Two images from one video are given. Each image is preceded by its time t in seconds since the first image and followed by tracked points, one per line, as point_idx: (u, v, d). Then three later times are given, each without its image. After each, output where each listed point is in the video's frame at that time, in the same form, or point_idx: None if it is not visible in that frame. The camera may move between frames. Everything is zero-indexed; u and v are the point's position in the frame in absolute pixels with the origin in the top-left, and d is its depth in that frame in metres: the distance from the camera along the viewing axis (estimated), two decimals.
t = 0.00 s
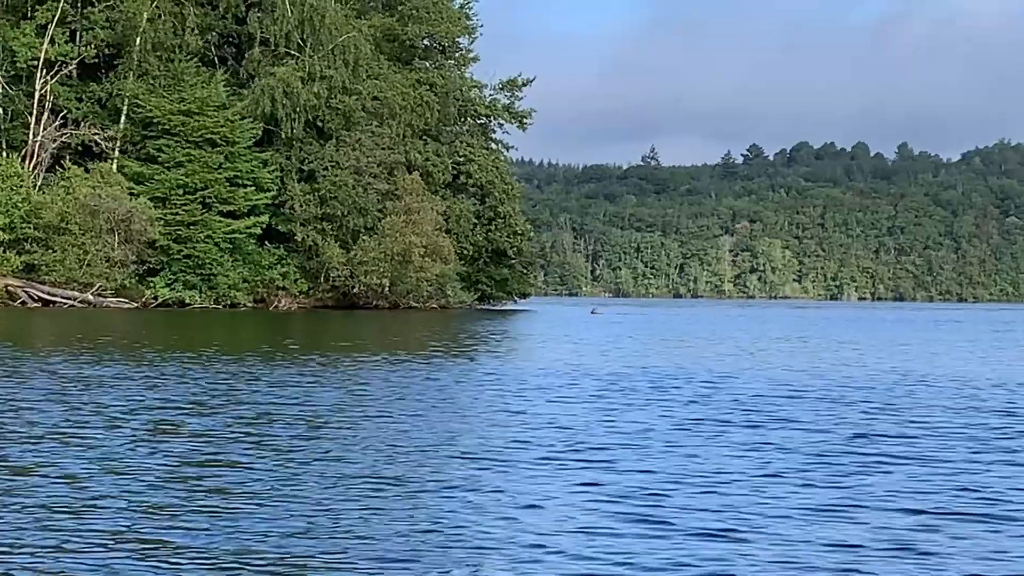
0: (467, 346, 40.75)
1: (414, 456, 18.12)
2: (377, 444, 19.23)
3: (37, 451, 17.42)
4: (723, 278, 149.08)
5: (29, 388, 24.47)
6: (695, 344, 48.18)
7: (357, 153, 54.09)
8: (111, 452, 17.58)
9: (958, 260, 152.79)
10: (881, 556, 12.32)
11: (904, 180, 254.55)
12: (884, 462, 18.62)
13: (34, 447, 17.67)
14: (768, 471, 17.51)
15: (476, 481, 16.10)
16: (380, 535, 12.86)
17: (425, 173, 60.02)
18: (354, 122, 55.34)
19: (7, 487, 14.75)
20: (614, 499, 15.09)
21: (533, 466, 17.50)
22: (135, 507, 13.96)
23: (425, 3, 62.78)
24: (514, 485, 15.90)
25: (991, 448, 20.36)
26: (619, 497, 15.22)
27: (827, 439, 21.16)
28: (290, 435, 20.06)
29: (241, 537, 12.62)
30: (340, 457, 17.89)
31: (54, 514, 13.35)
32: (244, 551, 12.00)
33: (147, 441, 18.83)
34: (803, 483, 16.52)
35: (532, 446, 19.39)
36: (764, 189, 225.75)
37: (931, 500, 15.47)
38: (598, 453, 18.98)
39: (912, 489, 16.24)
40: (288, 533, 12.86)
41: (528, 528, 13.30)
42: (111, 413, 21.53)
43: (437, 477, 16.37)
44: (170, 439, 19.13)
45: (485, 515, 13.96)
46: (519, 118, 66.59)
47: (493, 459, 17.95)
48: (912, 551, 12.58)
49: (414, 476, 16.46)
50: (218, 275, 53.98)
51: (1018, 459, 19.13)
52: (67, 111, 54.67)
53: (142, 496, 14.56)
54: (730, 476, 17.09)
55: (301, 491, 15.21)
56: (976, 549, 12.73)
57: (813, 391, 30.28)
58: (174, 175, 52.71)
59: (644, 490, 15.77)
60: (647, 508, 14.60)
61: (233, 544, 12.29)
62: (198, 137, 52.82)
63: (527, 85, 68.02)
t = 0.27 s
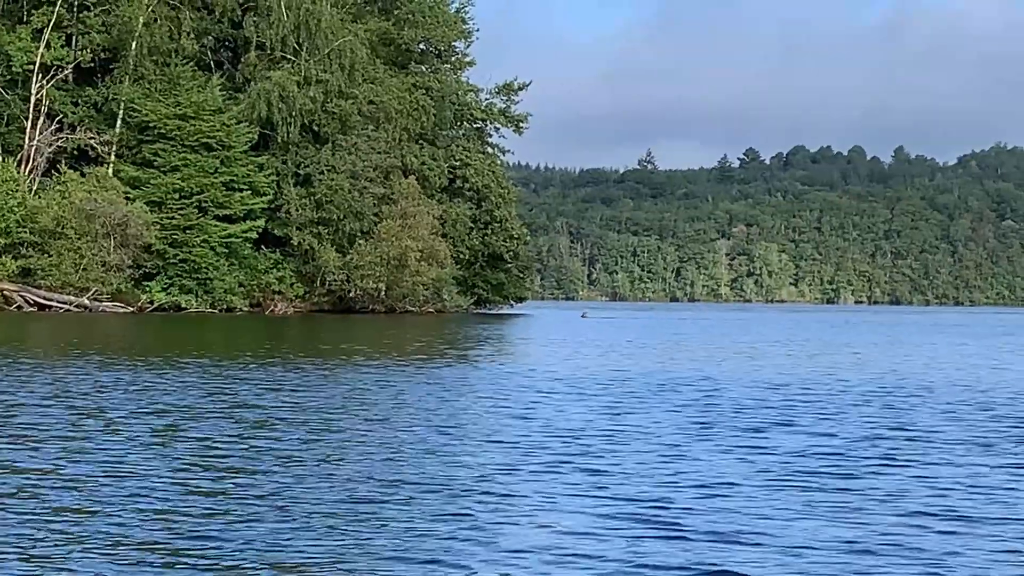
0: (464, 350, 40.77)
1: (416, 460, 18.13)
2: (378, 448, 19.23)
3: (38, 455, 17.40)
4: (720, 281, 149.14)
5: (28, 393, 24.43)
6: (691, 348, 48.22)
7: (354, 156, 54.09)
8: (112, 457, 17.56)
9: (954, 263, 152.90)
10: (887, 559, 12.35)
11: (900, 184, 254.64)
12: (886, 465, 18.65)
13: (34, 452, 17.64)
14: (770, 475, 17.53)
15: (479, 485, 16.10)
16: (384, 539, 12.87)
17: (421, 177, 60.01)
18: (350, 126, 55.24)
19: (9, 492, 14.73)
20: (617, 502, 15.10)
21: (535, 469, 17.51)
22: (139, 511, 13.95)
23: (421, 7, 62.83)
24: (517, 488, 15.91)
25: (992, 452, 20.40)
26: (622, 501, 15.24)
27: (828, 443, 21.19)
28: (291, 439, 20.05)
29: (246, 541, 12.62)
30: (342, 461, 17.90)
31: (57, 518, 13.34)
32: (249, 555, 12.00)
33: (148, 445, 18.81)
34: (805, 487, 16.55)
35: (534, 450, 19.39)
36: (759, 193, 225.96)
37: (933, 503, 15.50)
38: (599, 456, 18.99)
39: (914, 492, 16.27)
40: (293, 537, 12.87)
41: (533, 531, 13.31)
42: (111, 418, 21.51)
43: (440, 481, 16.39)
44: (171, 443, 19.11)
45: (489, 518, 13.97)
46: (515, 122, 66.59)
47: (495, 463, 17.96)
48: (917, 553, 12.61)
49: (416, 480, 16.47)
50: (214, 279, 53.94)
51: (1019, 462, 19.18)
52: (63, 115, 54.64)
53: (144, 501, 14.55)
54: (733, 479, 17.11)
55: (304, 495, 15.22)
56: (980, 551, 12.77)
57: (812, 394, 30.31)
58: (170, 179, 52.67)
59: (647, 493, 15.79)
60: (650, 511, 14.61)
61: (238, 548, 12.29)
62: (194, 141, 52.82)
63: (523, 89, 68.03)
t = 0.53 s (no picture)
0: (459, 353, 40.80)
1: (412, 462, 18.17)
2: (374, 450, 19.26)
3: (35, 459, 17.41)
4: (715, 284, 149.19)
5: (24, 397, 24.42)
6: (686, 350, 48.25)
7: (349, 160, 54.11)
8: (109, 460, 17.57)
9: (950, 265, 153.03)
10: (882, 560, 12.41)
11: (895, 187, 254.57)
12: (881, 467, 18.72)
13: (31, 456, 17.65)
14: (767, 477, 17.59)
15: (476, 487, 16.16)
16: (383, 541, 12.91)
17: (417, 179, 59.89)
18: (345, 129, 55.30)
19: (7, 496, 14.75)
20: (613, 504, 15.17)
21: (532, 471, 17.56)
22: (137, 514, 13.98)
23: (415, 10, 62.90)
24: (514, 491, 15.96)
25: (987, 453, 20.48)
26: (618, 503, 15.29)
27: (824, 444, 21.25)
28: (288, 442, 20.08)
29: (244, 544, 12.66)
30: (339, 464, 17.93)
31: (55, 522, 13.37)
32: (247, 558, 12.04)
33: (145, 448, 18.82)
34: (801, 488, 16.62)
35: (530, 452, 19.44)
36: (755, 196, 226.02)
37: (928, 504, 15.58)
38: (596, 458, 19.04)
39: (910, 493, 16.34)
40: (291, 539, 12.90)
41: (530, 533, 13.36)
42: (107, 421, 21.52)
43: (437, 483, 16.43)
44: (168, 447, 19.12)
45: (487, 520, 14.02)
46: (510, 125, 66.61)
47: (492, 466, 18.01)
48: (913, 555, 12.67)
49: (413, 482, 16.51)
50: (209, 282, 54.04)
51: (1014, 464, 19.26)
52: (58, 118, 54.49)
53: (142, 504, 14.58)
54: (729, 481, 17.17)
55: (302, 498, 15.25)
56: (974, 552, 12.84)
57: (807, 397, 30.37)
58: (166, 182, 52.68)
59: (643, 495, 15.84)
60: (646, 513, 14.68)
61: (236, 550, 12.33)
62: (190, 144, 52.87)
63: (518, 92, 68.04)
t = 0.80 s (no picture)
0: (453, 353, 40.90)
1: (409, 463, 18.22)
2: (371, 451, 19.31)
3: (32, 460, 17.44)
4: (711, 285, 149.48)
5: (21, 399, 24.43)
6: (682, 350, 48.28)
7: (344, 161, 54.18)
8: (106, 462, 17.61)
9: (945, 265, 153.21)
10: (877, 560, 12.49)
11: (890, 187, 254.81)
12: (876, 467, 18.80)
13: (28, 457, 17.68)
14: (763, 477, 17.66)
15: (473, 488, 16.21)
16: (380, 542, 12.97)
17: (412, 181, 60.15)
18: (340, 130, 55.30)
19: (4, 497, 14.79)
20: (610, 505, 15.23)
21: (529, 472, 17.62)
22: (134, 515, 14.02)
23: (411, 11, 62.96)
24: (511, 491, 16.03)
25: (982, 453, 20.56)
26: (615, 503, 15.36)
27: (819, 445, 21.32)
28: (285, 443, 20.12)
29: (242, 545, 12.71)
30: (336, 465, 17.98)
31: (52, 524, 13.41)
32: (245, 559, 12.09)
33: (142, 450, 18.86)
34: (796, 488, 16.69)
35: (527, 453, 19.50)
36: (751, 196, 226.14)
37: (923, 504, 15.66)
38: (592, 459, 19.10)
39: (905, 494, 16.42)
40: (289, 541, 12.96)
41: (527, 533, 13.43)
42: (104, 423, 21.55)
43: (434, 484, 16.49)
44: (165, 448, 19.15)
45: (484, 521, 14.08)
46: (505, 126, 66.66)
47: (489, 466, 18.07)
48: (908, 555, 12.74)
49: (410, 483, 16.56)
50: (204, 283, 54.09)
51: (1008, 464, 19.35)
52: (53, 120, 54.47)
53: (140, 505, 14.63)
54: (725, 481, 17.24)
55: (299, 499, 15.31)
56: (969, 552, 12.92)
57: (803, 397, 30.43)
58: (161, 183, 52.67)
59: (638, 495, 15.92)
60: (642, 513, 14.74)
61: (234, 552, 12.38)
62: (184, 145, 52.80)
63: (513, 93, 68.10)
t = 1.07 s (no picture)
0: (450, 355, 40.90)
1: (408, 465, 18.19)
2: (370, 452, 19.35)
3: (27, 463, 17.37)
4: (708, 285, 150.68)
5: (17, 401, 24.34)
6: (680, 351, 48.32)
7: (340, 162, 54.15)
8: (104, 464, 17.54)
9: (942, 265, 153.34)
10: (880, 561, 12.50)
11: (887, 187, 255.00)
12: (875, 467, 18.82)
13: (24, 460, 17.60)
14: (763, 477, 17.65)
15: (473, 489, 16.20)
16: (381, 543, 12.94)
17: (408, 182, 60.15)
18: (337, 131, 55.29)
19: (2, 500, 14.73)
20: (611, 505, 15.23)
21: (528, 473, 17.61)
22: (133, 518, 13.97)
23: (407, 12, 62.95)
24: (510, 492, 16.02)
25: (980, 454, 20.59)
26: (616, 504, 15.35)
27: (818, 445, 21.32)
28: (283, 444, 20.08)
29: (242, 547, 12.67)
30: (335, 466, 17.94)
31: (51, 527, 13.37)
32: (244, 562, 12.05)
33: (139, 452, 18.80)
34: (795, 489, 16.70)
35: (526, 454, 19.50)
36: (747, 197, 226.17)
37: (923, 504, 15.67)
38: (592, 460, 19.08)
39: (905, 494, 16.44)
40: (290, 543, 12.93)
41: (528, 534, 13.41)
42: (100, 425, 21.49)
43: (433, 485, 16.47)
44: (163, 450, 19.10)
45: (485, 522, 14.06)
46: (502, 127, 66.65)
47: (488, 467, 18.04)
48: (909, 555, 12.75)
49: (409, 485, 16.53)
50: (200, 285, 54.06)
51: (1007, 464, 19.38)
52: (49, 121, 54.38)
53: (138, 508, 14.57)
54: (724, 482, 17.23)
55: (299, 500, 15.28)
56: (970, 552, 12.94)
57: (801, 397, 30.44)
58: (157, 184, 52.65)
59: (636, 495, 15.96)
60: (642, 513, 14.74)
61: (235, 554, 12.35)
62: (180, 147, 52.89)
63: (510, 94, 68.11)
